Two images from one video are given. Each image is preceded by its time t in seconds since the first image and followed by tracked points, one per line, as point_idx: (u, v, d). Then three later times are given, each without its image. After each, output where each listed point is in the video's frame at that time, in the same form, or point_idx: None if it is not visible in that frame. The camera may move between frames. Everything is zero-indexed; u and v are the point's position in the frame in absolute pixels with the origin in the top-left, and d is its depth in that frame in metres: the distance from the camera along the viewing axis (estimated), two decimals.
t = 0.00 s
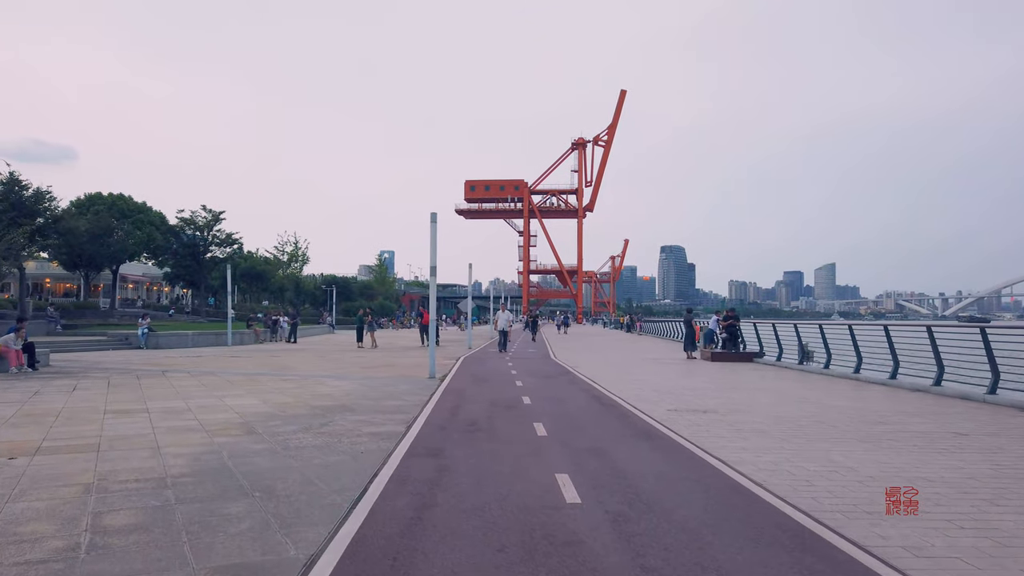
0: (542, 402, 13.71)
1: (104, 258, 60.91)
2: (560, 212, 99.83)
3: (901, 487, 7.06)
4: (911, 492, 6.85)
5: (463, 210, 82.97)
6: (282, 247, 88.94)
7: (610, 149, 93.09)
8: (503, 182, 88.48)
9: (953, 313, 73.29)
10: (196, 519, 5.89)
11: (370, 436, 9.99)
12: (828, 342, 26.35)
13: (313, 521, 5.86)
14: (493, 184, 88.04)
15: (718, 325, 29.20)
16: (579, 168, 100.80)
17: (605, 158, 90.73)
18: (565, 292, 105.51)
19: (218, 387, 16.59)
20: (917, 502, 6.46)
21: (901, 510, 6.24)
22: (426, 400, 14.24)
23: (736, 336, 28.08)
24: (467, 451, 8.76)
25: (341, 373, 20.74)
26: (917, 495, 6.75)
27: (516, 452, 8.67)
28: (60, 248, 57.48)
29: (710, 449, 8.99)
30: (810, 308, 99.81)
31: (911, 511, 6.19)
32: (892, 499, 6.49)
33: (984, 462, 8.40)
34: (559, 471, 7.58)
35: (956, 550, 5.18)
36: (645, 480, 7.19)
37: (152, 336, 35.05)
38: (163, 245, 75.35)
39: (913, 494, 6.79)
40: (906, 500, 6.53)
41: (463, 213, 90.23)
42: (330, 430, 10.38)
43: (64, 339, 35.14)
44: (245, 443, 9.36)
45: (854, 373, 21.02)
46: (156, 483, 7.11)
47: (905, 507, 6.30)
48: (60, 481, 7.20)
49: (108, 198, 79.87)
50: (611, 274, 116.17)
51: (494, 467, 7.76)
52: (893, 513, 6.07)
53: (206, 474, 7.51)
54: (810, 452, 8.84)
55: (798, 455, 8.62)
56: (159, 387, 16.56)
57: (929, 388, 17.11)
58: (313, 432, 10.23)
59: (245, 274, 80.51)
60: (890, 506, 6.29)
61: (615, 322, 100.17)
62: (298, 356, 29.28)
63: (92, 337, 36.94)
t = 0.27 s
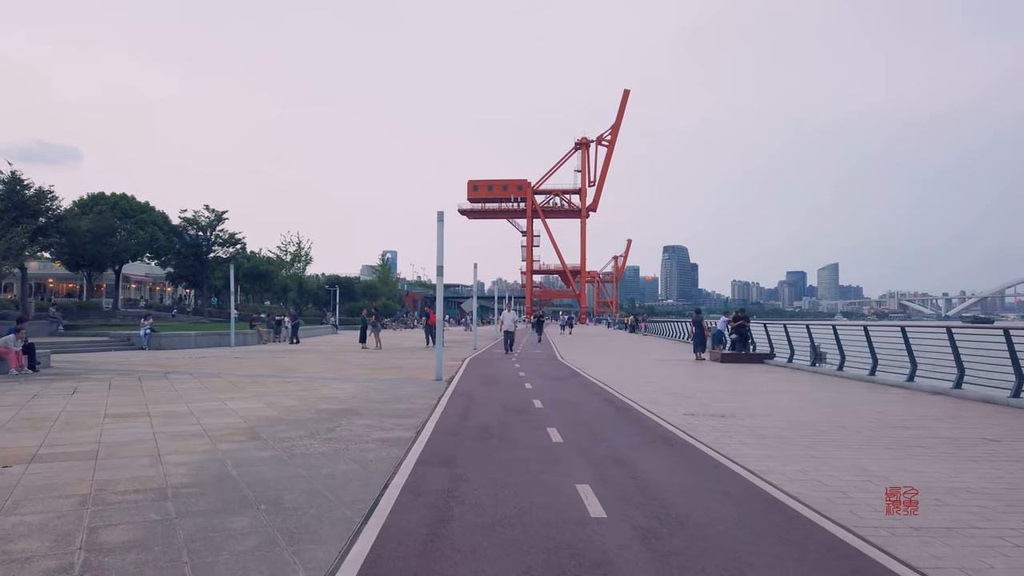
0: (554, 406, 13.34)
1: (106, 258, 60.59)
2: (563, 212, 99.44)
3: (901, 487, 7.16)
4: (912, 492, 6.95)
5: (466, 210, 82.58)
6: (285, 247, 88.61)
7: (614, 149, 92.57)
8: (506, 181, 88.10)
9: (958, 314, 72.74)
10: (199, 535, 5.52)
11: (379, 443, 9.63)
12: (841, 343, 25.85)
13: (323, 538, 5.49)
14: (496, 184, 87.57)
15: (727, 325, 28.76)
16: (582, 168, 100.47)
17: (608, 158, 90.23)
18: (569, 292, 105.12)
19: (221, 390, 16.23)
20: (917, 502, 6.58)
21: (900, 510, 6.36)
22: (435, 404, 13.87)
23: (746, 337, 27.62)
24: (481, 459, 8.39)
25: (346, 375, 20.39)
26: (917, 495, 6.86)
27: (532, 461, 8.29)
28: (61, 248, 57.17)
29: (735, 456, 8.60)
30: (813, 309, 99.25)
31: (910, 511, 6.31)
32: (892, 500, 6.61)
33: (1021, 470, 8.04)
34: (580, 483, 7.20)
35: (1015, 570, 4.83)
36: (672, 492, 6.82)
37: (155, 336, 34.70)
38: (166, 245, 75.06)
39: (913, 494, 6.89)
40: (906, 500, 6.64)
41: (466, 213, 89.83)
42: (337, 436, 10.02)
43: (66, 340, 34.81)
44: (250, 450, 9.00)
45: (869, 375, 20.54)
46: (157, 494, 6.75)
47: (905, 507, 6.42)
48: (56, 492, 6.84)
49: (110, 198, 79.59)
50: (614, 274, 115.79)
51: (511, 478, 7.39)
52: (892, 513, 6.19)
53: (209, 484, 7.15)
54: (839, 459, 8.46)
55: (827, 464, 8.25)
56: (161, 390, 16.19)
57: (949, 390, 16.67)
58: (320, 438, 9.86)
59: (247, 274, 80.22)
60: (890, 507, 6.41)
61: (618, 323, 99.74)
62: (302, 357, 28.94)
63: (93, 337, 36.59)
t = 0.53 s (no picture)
0: (568, 407, 12.92)
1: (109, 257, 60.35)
2: (567, 212, 99.07)
3: (901, 487, 7.06)
4: (912, 492, 6.86)
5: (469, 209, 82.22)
6: (288, 247, 88.35)
7: (618, 148, 92.17)
8: (509, 181, 87.75)
9: (962, 314, 72.37)
10: (201, 548, 5.13)
11: (389, 445, 9.22)
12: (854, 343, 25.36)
13: (336, 551, 5.09)
14: (500, 184, 87.14)
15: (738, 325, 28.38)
16: (585, 167, 100.12)
17: (612, 157, 89.85)
18: (572, 292, 104.70)
19: (225, 390, 15.83)
20: (918, 502, 6.48)
21: (901, 510, 6.27)
22: (445, 405, 13.46)
23: (756, 337, 27.19)
24: (498, 463, 7.98)
25: (351, 375, 20.01)
26: (918, 495, 6.76)
27: (552, 466, 7.88)
28: (64, 247, 56.99)
29: (766, 462, 8.17)
30: (815, 308, 98.91)
31: (912, 511, 6.22)
32: (892, 499, 6.53)
33: None
34: (605, 491, 6.80)
35: None
36: (705, 501, 6.40)
37: (158, 336, 34.38)
38: (169, 244, 74.90)
39: (914, 494, 6.79)
40: (906, 500, 6.55)
41: (469, 212, 89.47)
42: (346, 439, 9.61)
43: (68, 339, 34.51)
44: (255, 454, 8.60)
45: (887, 376, 19.98)
46: (157, 502, 6.35)
47: (906, 507, 6.33)
48: (49, 499, 6.45)
49: (114, 197, 79.46)
50: (617, 274, 115.38)
51: (532, 484, 6.98)
52: (893, 513, 6.11)
53: (212, 491, 6.75)
54: (874, 465, 8.05)
55: (864, 470, 7.81)
56: (163, 391, 15.81)
57: (974, 392, 16.18)
58: (328, 440, 9.46)
59: (251, 274, 79.93)
60: (891, 507, 6.32)
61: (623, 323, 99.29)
62: (306, 357, 28.59)
63: (96, 337, 36.31)
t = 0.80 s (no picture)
0: (582, 410, 12.58)
1: (112, 257, 60.09)
2: (570, 211, 98.70)
3: (901, 487, 7.10)
4: (912, 492, 6.90)
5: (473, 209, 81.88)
6: (292, 246, 88.08)
7: (621, 147, 91.84)
8: (513, 180, 87.35)
9: (966, 314, 72.15)
10: (207, 566, 4.81)
11: (401, 451, 8.89)
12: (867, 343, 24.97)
13: (351, 570, 4.75)
14: (504, 183, 86.79)
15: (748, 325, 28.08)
16: (588, 166, 99.76)
17: (616, 156, 89.50)
18: (576, 292, 104.32)
19: (230, 392, 15.52)
20: (917, 502, 6.54)
21: (901, 510, 6.32)
22: (455, 407, 13.13)
23: (767, 337, 26.83)
24: (515, 471, 7.63)
25: (357, 376, 19.68)
26: (917, 495, 6.80)
27: (572, 473, 7.55)
28: (67, 246, 56.75)
29: (795, 469, 7.82)
30: (819, 308, 98.44)
31: (912, 511, 6.27)
32: (892, 500, 6.58)
33: None
34: (631, 501, 6.46)
35: None
36: (738, 514, 6.06)
37: (161, 336, 34.08)
38: (172, 244, 74.68)
39: (914, 494, 6.84)
40: (906, 500, 6.61)
41: (472, 211, 89.14)
42: (355, 444, 9.28)
43: (71, 339, 34.24)
44: (261, 460, 8.27)
45: (903, 377, 19.34)
46: (159, 514, 6.03)
47: (906, 507, 6.38)
48: (46, 510, 6.12)
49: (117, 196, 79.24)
50: (619, 274, 115.01)
51: (553, 494, 6.64)
52: (893, 513, 6.17)
53: (218, 501, 6.43)
54: (908, 473, 7.71)
55: (898, 479, 7.48)
56: (166, 392, 15.50)
57: (996, 394, 15.74)
58: (337, 446, 9.14)
59: (254, 274, 79.68)
60: (890, 507, 6.37)
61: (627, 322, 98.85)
62: (310, 358, 28.28)
63: (99, 337, 36.02)
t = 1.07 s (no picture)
0: (598, 413, 12.22)
1: (115, 257, 59.84)
2: (573, 211, 98.39)
3: (900, 487, 7.14)
4: (911, 492, 6.94)
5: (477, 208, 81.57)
6: (295, 246, 87.80)
7: (625, 147, 91.45)
8: (516, 180, 86.97)
9: (968, 313, 72.05)
10: None
11: (416, 457, 8.53)
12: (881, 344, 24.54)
13: None
14: (507, 183, 86.42)
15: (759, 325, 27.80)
16: (592, 166, 99.45)
17: (619, 156, 89.12)
18: (579, 292, 103.98)
19: (235, 394, 15.17)
20: (917, 502, 6.57)
21: (902, 511, 6.35)
22: (466, 410, 12.78)
23: (779, 338, 26.46)
24: (537, 480, 7.27)
25: (364, 378, 19.33)
26: (917, 495, 6.85)
27: (598, 482, 7.18)
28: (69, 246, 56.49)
29: (831, 478, 7.46)
30: (823, 309, 98.06)
31: (912, 512, 6.30)
32: (891, 500, 6.61)
33: None
34: (665, 513, 6.10)
35: None
36: (780, 527, 5.70)
37: (164, 336, 33.77)
38: (175, 244, 74.45)
39: (913, 494, 6.88)
40: (906, 500, 6.64)
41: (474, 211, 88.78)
42: (367, 449, 8.94)
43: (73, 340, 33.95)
44: (270, 468, 7.91)
45: (921, 378, 18.96)
46: (165, 527, 5.67)
47: (906, 507, 6.42)
48: (45, 522, 5.77)
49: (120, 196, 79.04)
50: (623, 274, 114.66)
51: (581, 507, 6.29)
52: (894, 513, 6.20)
53: (226, 513, 6.07)
54: (950, 481, 7.36)
55: (941, 488, 7.12)
56: (171, 394, 15.18)
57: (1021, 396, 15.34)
58: (349, 452, 8.78)
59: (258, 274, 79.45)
60: (891, 507, 6.40)
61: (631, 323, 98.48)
62: (315, 358, 27.97)
63: (102, 337, 35.72)
